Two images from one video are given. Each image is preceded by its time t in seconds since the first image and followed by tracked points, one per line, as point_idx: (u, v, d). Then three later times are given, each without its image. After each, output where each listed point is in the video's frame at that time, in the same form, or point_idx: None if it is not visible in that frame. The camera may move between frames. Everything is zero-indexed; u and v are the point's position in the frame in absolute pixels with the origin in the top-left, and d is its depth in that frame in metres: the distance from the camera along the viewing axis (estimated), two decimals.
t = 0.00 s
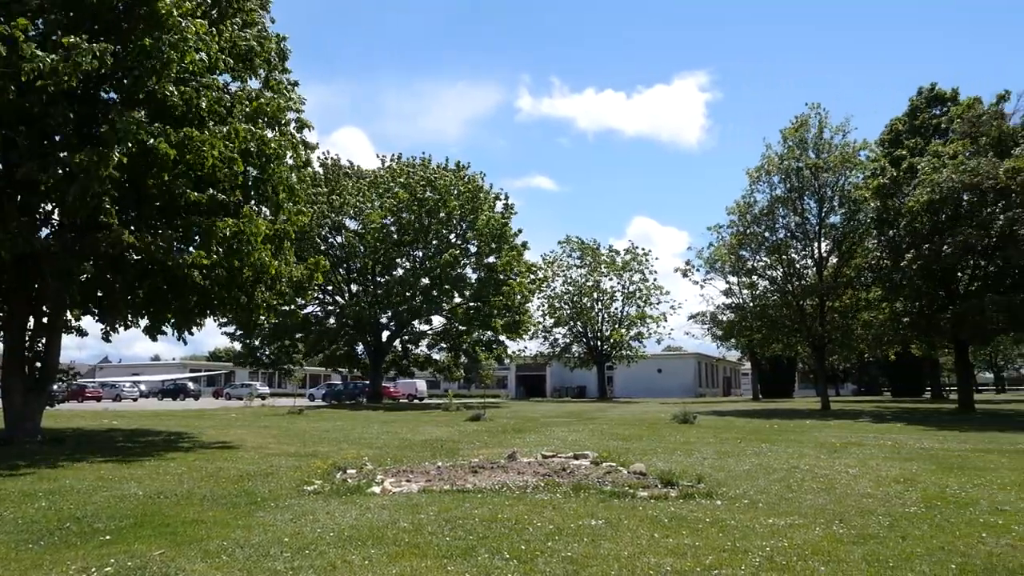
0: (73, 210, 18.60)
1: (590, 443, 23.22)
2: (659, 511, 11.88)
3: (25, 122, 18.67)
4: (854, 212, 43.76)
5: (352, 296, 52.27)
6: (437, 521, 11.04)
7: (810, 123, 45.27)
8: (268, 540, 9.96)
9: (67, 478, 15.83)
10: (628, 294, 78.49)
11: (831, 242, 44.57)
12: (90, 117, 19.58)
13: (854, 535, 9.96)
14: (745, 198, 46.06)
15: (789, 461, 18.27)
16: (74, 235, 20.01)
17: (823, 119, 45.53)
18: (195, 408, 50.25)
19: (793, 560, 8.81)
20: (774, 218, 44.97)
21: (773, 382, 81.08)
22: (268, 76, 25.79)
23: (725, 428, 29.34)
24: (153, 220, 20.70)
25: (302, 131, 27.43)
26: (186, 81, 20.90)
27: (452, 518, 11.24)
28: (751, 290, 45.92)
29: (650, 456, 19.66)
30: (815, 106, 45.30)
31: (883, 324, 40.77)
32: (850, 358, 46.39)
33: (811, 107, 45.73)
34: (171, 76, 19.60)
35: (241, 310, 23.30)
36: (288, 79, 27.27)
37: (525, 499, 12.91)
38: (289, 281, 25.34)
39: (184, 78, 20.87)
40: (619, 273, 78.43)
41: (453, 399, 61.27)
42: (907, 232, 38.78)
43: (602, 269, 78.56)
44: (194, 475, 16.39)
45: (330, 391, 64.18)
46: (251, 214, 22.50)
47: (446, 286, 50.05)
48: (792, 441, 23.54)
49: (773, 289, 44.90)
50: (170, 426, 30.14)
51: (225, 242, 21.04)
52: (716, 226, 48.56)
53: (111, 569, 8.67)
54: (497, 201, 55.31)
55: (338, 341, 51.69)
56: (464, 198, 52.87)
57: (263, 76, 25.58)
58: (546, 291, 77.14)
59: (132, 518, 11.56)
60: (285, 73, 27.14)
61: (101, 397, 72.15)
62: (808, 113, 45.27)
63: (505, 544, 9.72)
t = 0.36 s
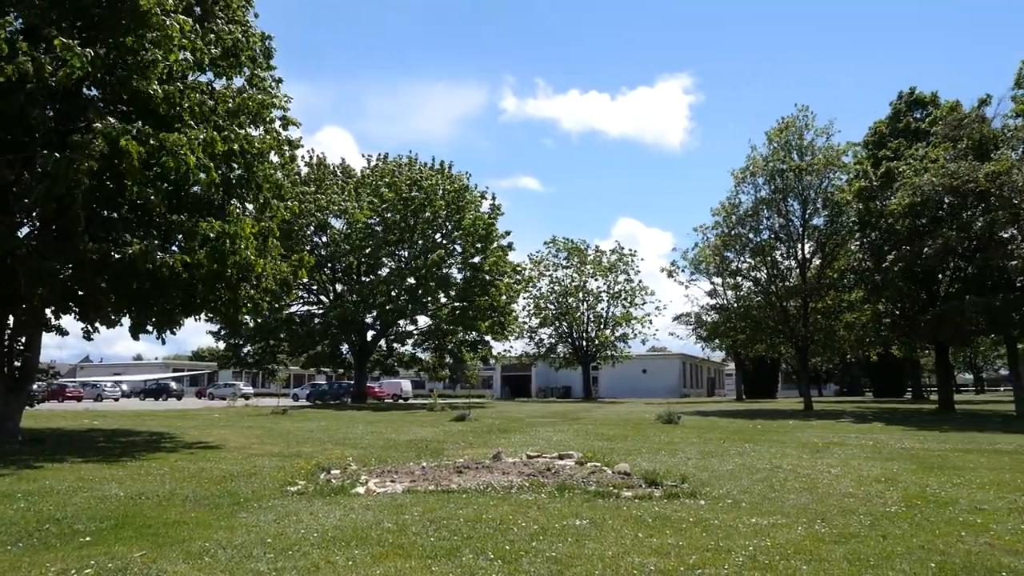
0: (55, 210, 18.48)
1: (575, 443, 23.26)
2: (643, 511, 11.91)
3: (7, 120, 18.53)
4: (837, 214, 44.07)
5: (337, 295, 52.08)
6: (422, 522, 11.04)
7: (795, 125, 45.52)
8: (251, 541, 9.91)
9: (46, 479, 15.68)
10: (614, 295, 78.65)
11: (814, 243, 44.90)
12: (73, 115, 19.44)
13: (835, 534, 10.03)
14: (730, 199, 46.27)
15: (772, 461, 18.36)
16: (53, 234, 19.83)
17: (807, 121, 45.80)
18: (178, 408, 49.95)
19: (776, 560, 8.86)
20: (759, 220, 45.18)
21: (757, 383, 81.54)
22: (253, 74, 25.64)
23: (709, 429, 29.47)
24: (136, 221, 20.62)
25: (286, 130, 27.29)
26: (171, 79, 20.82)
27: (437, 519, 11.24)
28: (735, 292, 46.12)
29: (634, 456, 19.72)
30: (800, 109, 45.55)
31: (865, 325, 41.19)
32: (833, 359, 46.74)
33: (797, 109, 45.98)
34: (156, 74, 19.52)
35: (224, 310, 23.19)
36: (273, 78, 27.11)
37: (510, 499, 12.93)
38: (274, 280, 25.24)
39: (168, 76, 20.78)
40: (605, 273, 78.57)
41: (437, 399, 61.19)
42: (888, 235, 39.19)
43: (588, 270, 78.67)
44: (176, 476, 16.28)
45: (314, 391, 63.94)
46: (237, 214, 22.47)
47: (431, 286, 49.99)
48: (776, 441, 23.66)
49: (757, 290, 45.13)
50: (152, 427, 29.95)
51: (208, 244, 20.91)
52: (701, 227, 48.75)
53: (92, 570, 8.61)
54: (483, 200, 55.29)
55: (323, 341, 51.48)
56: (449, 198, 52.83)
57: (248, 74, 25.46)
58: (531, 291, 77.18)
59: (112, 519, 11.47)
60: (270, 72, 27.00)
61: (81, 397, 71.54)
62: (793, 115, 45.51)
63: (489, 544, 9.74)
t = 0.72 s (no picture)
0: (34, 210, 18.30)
1: (560, 443, 23.32)
2: (628, 511, 11.96)
3: None
4: (821, 216, 44.37)
5: (322, 295, 51.85)
6: (407, 522, 11.02)
7: (780, 127, 45.78)
8: (235, 542, 9.88)
9: (26, 480, 15.54)
10: (600, 295, 78.84)
11: (798, 244, 45.19)
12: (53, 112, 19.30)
13: (818, 533, 10.12)
14: (716, 200, 46.46)
15: (756, 461, 18.45)
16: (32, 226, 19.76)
17: (793, 123, 46.09)
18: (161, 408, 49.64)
19: (761, 559, 8.92)
20: (744, 221, 45.39)
21: (741, 383, 82.02)
22: (237, 72, 25.57)
23: (694, 429, 29.61)
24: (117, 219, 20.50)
25: (271, 128, 27.19)
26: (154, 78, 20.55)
27: (422, 519, 11.26)
28: (720, 292, 46.30)
29: (620, 456, 19.79)
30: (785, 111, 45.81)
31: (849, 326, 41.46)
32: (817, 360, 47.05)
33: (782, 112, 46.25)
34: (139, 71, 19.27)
35: (209, 309, 23.08)
36: (258, 76, 26.98)
37: (495, 499, 12.96)
38: (259, 279, 25.10)
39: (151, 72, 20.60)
40: (591, 274, 78.75)
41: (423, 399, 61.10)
42: (871, 237, 39.47)
43: (574, 270, 78.81)
44: (159, 476, 16.20)
45: (299, 391, 63.72)
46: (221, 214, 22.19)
47: (418, 286, 50.01)
48: (760, 441, 23.80)
49: (742, 291, 45.35)
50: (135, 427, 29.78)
51: (185, 249, 20.46)
52: (687, 228, 48.94)
53: (72, 572, 8.55)
54: (469, 201, 55.32)
55: (307, 341, 51.25)
56: (436, 198, 52.86)
57: (233, 72, 25.43)
58: (517, 291, 77.24)
59: (94, 520, 11.39)
60: (256, 70, 26.93)
61: (62, 397, 71.00)
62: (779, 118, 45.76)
63: (475, 544, 9.75)
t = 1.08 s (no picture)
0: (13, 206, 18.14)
1: (546, 444, 23.35)
2: (613, 511, 11.98)
3: None
4: (805, 217, 44.61)
5: (306, 294, 51.62)
6: (392, 523, 11.00)
7: (765, 129, 45.99)
8: (218, 543, 9.84)
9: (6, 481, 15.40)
10: (586, 295, 78.99)
11: (783, 246, 45.43)
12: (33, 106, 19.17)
13: (801, 533, 10.18)
14: (701, 201, 46.65)
15: (740, 461, 18.52)
16: (11, 220, 19.61)
17: (777, 125, 46.36)
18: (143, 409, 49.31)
19: (744, 559, 8.97)
20: (729, 222, 45.59)
21: (726, 384, 82.37)
22: (221, 70, 25.45)
23: (679, 428, 29.71)
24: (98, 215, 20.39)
25: (256, 126, 27.07)
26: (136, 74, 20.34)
27: (407, 519, 11.25)
28: (705, 293, 46.48)
29: (605, 456, 19.84)
30: (770, 113, 46.04)
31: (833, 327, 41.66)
32: (800, 360, 47.37)
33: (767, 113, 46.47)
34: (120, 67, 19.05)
35: (192, 308, 22.93)
36: (242, 74, 26.83)
37: (481, 499, 12.96)
38: (244, 278, 24.97)
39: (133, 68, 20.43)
40: (577, 274, 78.87)
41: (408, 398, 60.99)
42: (854, 238, 39.69)
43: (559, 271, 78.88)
44: (141, 477, 16.09)
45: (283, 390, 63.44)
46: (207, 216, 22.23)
47: (403, 286, 49.95)
48: (744, 441, 23.90)
49: (727, 292, 45.55)
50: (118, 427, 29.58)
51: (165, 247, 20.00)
52: (672, 229, 49.11)
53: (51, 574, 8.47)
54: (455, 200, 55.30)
55: (292, 340, 51.05)
56: (421, 198, 52.83)
57: (218, 70, 25.35)
58: (503, 292, 77.25)
59: (75, 521, 11.30)
60: (240, 68, 26.81)
61: (43, 397, 70.41)
62: (764, 119, 45.98)
63: (459, 544, 9.75)
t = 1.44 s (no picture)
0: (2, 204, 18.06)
1: (532, 444, 23.38)
2: (599, 511, 12.01)
3: None
4: (791, 219, 44.87)
5: (292, 294, 51.38)
6: (378, 523, 10.98)
7: (751, 131, 46.19)
8: (203, 543, 9.80)
9: None
10: (572, 296, 79.11)
11: (768, 248, 45.70)
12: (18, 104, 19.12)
13: (786, 532, 10.24)
14: (687, 203, 46.83)
15: (725, 461, 18.60)
16: None
17: (763, 127, 46.61)
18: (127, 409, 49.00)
19: (729, 558, 9.00)
20: (714, 224, 45.82)
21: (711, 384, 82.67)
22: (205, 67, 25.33)
23: (665, 428, 29.80)
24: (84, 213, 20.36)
25: (241, 123, 26.97)
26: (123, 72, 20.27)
27: (393, 520, 11.23)
28: (691, 294, 46.64)
29: (591, 456, 19.89)
30: (756, 115, 46.27)
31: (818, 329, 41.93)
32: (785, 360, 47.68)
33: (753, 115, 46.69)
34: (106, 67, 18.96)
35: (177, 308, 22.81)
36: (227, 71, 26.72)
37: (467, 499, 12.97)
38: (230, 277, 24.88)
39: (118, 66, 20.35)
40: (563, 274, 78.95)
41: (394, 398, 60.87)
42: (838, 239, 39.95)
43: (546, 271, 78.94)
44: (125, 477, 16.00)
45: (268, 390, 63.16)
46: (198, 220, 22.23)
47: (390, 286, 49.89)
48: (729, 441, 24.00)
49: (712, 293, 45.77)
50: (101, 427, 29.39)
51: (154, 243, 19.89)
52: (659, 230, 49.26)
53: None
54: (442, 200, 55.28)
55: (277, 340, 50.86)
56: (408, 197, 52.78)
57: (201, 66, 25.23)
58: (490, 292, 77.23)
59: (58, 522, 11.22)
60: (225, 65, 26.70)
61: (25, 397, 69.78)
62: (750, 122, 46.21)
63: (446, 545, 9.75)
